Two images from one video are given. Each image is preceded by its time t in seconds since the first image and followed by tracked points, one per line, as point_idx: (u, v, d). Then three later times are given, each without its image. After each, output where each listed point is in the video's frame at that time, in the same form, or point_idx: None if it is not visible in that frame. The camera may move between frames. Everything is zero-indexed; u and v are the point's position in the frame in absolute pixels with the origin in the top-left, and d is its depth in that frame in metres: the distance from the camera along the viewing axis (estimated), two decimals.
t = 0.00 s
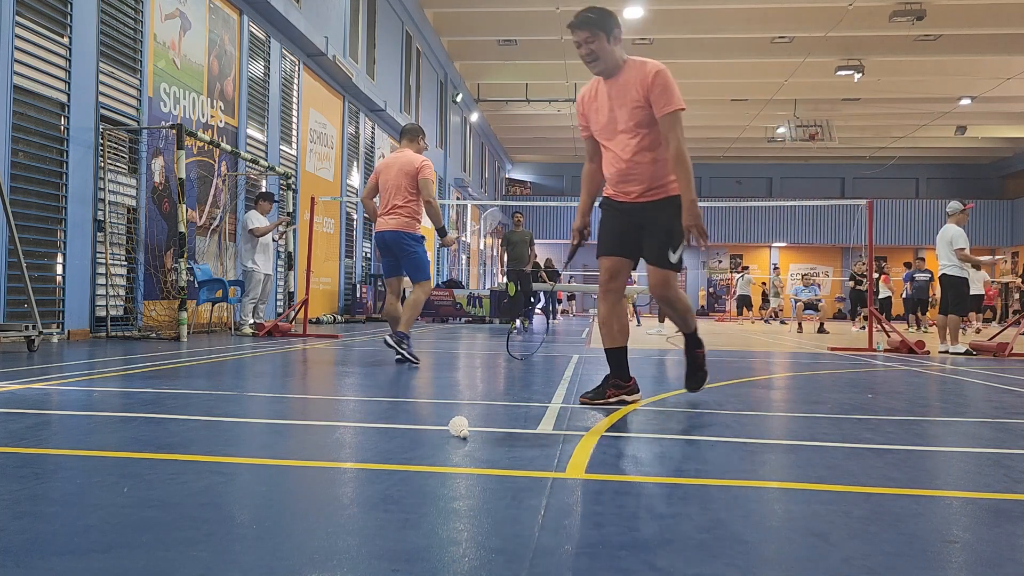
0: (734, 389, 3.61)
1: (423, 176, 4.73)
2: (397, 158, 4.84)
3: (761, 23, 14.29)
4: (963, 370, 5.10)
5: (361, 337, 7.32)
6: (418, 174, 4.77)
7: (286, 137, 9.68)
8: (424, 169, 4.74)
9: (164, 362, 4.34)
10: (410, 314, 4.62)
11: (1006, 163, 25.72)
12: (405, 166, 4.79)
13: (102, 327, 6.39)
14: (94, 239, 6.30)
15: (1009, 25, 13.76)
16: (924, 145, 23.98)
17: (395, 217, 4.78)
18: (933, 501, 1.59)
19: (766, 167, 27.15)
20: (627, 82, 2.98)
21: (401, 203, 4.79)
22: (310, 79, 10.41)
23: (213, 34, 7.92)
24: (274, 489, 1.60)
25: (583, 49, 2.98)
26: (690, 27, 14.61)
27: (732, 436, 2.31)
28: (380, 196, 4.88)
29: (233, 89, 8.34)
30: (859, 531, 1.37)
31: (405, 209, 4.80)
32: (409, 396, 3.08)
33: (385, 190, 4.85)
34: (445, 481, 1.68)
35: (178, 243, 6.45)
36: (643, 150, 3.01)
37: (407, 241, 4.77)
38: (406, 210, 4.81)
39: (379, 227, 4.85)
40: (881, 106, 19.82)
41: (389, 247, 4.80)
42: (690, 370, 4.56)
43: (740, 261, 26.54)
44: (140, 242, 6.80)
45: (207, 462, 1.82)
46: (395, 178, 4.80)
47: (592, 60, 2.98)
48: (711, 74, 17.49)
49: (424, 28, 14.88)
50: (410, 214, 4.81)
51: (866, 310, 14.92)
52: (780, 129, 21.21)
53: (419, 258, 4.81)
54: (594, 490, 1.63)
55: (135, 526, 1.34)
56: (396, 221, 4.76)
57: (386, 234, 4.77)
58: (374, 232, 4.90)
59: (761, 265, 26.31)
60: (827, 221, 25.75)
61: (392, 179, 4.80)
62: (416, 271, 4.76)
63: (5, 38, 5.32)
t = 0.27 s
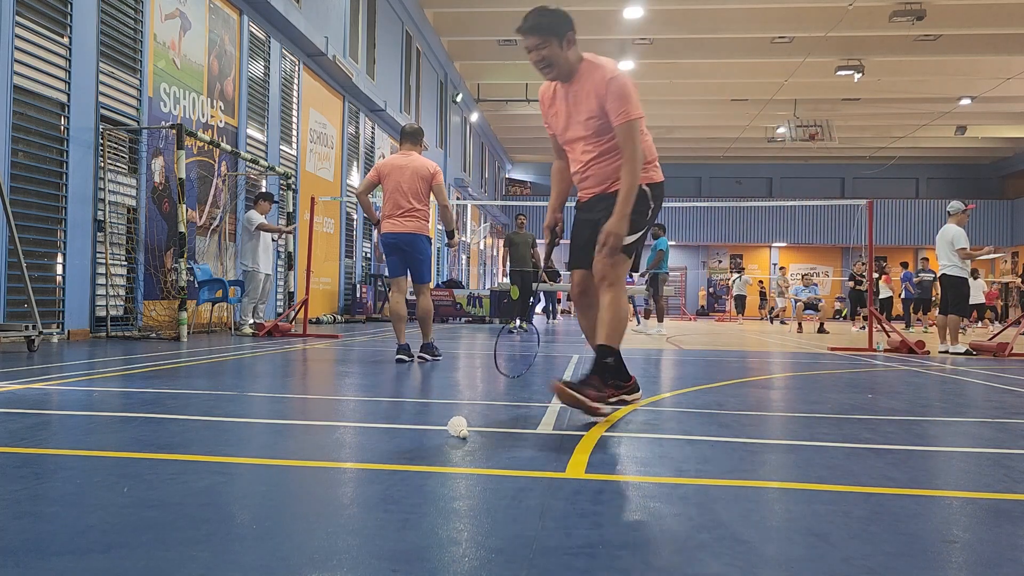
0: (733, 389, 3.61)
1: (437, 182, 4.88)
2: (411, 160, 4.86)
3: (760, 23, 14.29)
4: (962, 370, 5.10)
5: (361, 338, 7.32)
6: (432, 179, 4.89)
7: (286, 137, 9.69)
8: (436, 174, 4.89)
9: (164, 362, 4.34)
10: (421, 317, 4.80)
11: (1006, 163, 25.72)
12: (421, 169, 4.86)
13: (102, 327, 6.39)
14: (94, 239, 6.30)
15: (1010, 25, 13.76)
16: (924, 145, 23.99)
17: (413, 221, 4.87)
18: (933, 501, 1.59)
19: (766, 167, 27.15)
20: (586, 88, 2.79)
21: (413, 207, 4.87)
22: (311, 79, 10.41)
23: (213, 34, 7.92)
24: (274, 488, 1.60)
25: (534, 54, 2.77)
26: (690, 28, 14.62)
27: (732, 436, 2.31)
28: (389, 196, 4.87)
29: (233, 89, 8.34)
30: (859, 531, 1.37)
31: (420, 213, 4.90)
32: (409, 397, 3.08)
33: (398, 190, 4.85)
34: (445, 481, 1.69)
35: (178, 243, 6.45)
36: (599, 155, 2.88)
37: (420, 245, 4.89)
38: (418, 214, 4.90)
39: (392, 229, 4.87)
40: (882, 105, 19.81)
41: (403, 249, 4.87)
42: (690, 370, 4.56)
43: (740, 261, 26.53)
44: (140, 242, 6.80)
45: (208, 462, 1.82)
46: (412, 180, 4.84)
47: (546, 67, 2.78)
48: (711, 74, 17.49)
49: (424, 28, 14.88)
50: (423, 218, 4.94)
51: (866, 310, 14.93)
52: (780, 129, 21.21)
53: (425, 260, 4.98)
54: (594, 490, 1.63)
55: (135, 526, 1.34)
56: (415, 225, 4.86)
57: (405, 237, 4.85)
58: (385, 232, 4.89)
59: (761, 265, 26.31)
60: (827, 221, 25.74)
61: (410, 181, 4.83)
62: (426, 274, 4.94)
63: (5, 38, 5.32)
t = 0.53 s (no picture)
0: (733, 389, 3.61)
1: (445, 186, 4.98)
2: (419, 163, 4.92)
3: (760, 23, 14.28)
4: (962, 370, 5.10)
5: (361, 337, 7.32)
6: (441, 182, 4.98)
7: (286, 137, 9.68)
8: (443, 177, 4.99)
9: (164, 362, 4.34)
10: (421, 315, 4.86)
11: (1006, 163, 25.71)
12: (430, 172, 4.93)
13: (102, 327, 6.39)
14: (94, 239, 6.30)
15: (1009, 25, 13.76)
16: (923, 145, 23.99)
17: (422, 222, 4.89)
18: (934, 501, 1.58)
19: (766, 167, 27.15)
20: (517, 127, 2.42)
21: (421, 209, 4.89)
22: (310, 79, 10.41)
23: (213, 34, 7.92)
24: (274, 488, 1.60)
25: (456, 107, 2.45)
26: (690, 28, 14.62)
27: (732, 436, 2.31)
28: (397, 197, 4.89)
29: (233, 89, 8.34)
30: (859, 531, 1.37)
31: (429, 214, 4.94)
32: (409, 397, 3.08)
33: (410, 191, 4.88)
34: (445, 481, 1.69)
35: (178, 243, 6.45)
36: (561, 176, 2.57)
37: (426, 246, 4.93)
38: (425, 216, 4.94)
39: (402, 229, 4.87)
40: (882, 105, 19.81)
41: (413, 249, 4.88)
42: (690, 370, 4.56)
43: (740, 261, 26.52)
44: (140, 241, 6.80)
45: (208, 462, 1.82)
46: (423, 182, 4.89)
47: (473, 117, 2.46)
48: (711, 75, 17.49)
49: (424, 28, 14.88)
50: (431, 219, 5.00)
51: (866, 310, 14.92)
52: (780, 129, 21.21)
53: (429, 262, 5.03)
54: (594, 491, 1.63)
55: (135, 526, 1.34)
56: (424, 227, 4.89)
57: (418, 238, 4.87)
58: (394, 233, 4.88)
59: (761, 265, 26.31)
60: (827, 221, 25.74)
61: (421, 182, 4.88)
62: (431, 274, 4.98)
63: (5, 38, 5.32)
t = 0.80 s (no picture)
0: (733, 389, 3.60)
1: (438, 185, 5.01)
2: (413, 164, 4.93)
3: (760, 22, 14.28)
4: (963, 370, 5.09)
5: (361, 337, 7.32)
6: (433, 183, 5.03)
7: (286, 137, 9.69)
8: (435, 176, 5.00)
9: (164, 362, 4.34)
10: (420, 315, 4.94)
11: (1006, 163, 25.71)
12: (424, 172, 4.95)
13: (102, 327, 6.39)
14: (94, 238, 6.30)
15: (1009, 25, 13.76)
16: (923, 145, 23.99)
17: (418, 225, 4.93)
18: (933, 501, 1.59)
19: (766, 167, 27.15)
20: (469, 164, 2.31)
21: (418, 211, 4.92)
22: (310, 79, 10.41)
23: (213, 34, 7.92)
24: (274, 489, 1.60)
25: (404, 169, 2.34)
26: (690, 28, 14.63)
27: (732, 436, 2.31)
28: (390, 198, 4.89)
29: (233, 89, 8.34)
30: (858, 531, 1.37)
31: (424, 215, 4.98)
32: (409, 397, 3.08)
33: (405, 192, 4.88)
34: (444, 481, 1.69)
35: (178, 243, 6.45)
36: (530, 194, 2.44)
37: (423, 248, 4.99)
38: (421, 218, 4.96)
39: (396, 231, 4.90)
40: (882, 105, 19.81)
41: (407, 250, 4.94)
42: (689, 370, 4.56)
43: (740, 261, 26.54)
44: (140, 241, 6.80)
45: (208, 462, 1.82)
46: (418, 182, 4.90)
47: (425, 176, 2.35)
48: (711, 75, 17.50)
49: (424, 29, 14.89)
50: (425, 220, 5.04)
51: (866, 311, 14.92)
52: (780, 129, 21.22)
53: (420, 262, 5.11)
54: (593, 490, 1.63)
55: (135, 526, 1.34)
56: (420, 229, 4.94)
57: (415, 239, 4.93)
58: (389, 234, 4.89)
59: (761, 265, 26.31)
60: (827, 221, 25.75)
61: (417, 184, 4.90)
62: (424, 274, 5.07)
63: (5, 38, 5.32)
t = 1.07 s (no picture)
0: (733, 389, 3.60)
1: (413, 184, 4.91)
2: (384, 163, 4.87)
3: (760, 22, 14.27)
4: (962, 369, 5.10)
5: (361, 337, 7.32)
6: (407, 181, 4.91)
7: (286, 137, 9.69)
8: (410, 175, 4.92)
9: (164, 362, 4.34)
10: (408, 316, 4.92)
11: (1006, 163, 25.72)
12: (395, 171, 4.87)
13: (102, 327, 6.39)
14: (94, 238, 6.30)
15: (1009, 25, 13.77)
16: (923, 145, 24.00)
17: (393, 225, 4.88)
18: (933, 501, 1.59)
19: (766, 167, 27.15)
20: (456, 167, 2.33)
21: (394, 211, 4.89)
22: (310, 79, 10.41)
23: (213, 34, 7.92)
24: (274, 489, 1.60)
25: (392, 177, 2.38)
26: (690, 28, 14.64)
27: (732, 436, 2.31)
28: (362, 200, 4.92)
29: (233, 89, 8.34)
30: (858, 532, 1.37)
31: (397, 215, 4.91)
32: (409, 397, 3.08)
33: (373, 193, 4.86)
34: (445, 481, 1.69)
35: (178, 244, 6.45)
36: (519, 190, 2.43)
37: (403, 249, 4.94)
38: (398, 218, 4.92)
39: (367, 233, 4.89)
40: (882, 105, 19.81)
41: (380, 251, 4.89)
42: (689, 370, 4.56)
43: (740, 261, 26.54)
44: (140, 242, 6.80)
45: (208, 462, 1.83)
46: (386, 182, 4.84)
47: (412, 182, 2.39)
48: (711, 75, 17.51)
49: (424, 29, 14.89)
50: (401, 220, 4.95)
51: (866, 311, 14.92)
52: (780, 129, 21.23)
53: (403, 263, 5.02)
54: (593, 491, 1.63)
55: (135, 526, 1.34)
56: (396, 230, 4.89)
57: (384, 240, 4.86)
58: (361, 235, 4.89)
59: (761, 265, 26.31)
60: (827, 221, 25.76)
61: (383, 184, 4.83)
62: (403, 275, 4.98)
63: (5, 38, 5.32)
